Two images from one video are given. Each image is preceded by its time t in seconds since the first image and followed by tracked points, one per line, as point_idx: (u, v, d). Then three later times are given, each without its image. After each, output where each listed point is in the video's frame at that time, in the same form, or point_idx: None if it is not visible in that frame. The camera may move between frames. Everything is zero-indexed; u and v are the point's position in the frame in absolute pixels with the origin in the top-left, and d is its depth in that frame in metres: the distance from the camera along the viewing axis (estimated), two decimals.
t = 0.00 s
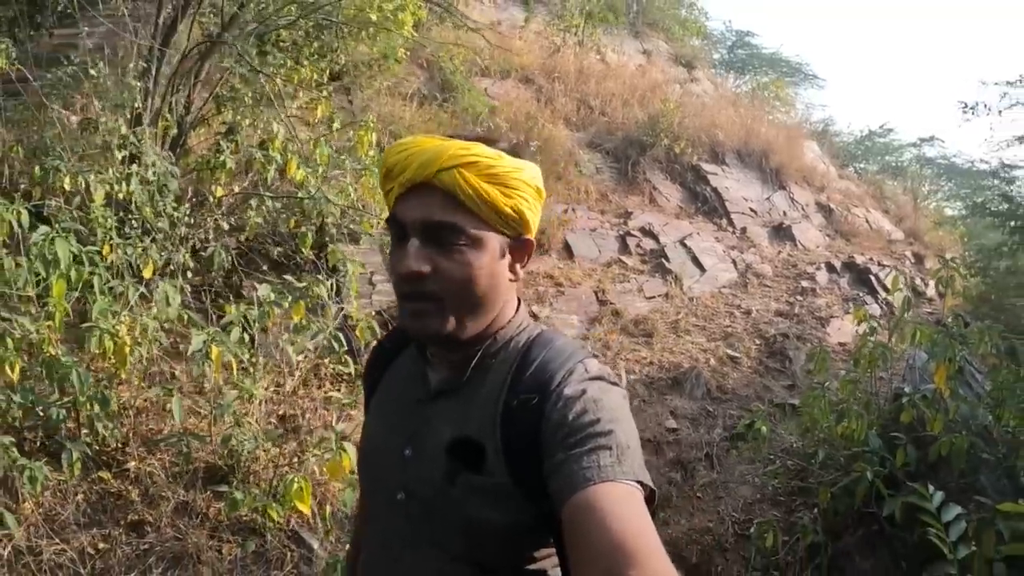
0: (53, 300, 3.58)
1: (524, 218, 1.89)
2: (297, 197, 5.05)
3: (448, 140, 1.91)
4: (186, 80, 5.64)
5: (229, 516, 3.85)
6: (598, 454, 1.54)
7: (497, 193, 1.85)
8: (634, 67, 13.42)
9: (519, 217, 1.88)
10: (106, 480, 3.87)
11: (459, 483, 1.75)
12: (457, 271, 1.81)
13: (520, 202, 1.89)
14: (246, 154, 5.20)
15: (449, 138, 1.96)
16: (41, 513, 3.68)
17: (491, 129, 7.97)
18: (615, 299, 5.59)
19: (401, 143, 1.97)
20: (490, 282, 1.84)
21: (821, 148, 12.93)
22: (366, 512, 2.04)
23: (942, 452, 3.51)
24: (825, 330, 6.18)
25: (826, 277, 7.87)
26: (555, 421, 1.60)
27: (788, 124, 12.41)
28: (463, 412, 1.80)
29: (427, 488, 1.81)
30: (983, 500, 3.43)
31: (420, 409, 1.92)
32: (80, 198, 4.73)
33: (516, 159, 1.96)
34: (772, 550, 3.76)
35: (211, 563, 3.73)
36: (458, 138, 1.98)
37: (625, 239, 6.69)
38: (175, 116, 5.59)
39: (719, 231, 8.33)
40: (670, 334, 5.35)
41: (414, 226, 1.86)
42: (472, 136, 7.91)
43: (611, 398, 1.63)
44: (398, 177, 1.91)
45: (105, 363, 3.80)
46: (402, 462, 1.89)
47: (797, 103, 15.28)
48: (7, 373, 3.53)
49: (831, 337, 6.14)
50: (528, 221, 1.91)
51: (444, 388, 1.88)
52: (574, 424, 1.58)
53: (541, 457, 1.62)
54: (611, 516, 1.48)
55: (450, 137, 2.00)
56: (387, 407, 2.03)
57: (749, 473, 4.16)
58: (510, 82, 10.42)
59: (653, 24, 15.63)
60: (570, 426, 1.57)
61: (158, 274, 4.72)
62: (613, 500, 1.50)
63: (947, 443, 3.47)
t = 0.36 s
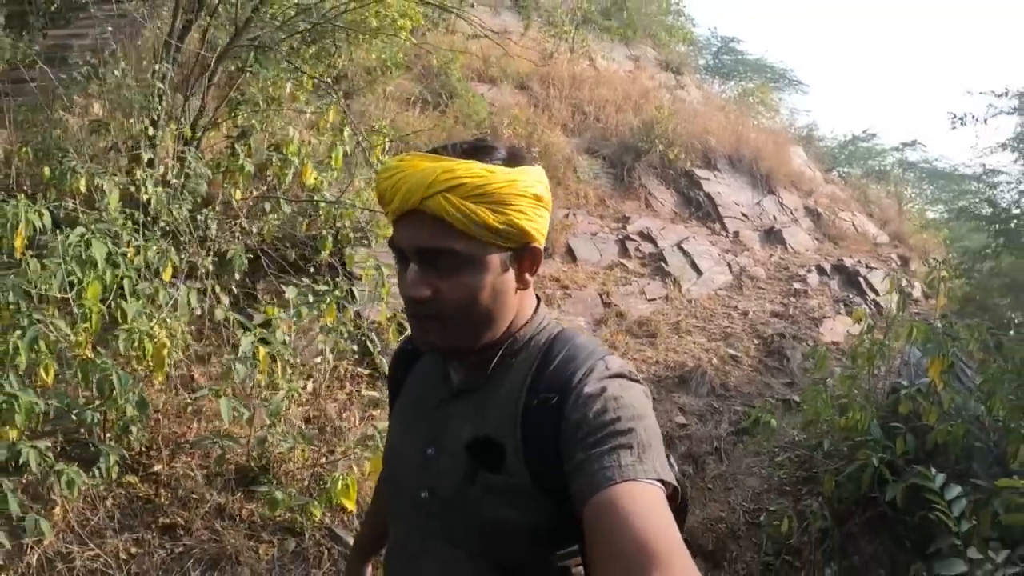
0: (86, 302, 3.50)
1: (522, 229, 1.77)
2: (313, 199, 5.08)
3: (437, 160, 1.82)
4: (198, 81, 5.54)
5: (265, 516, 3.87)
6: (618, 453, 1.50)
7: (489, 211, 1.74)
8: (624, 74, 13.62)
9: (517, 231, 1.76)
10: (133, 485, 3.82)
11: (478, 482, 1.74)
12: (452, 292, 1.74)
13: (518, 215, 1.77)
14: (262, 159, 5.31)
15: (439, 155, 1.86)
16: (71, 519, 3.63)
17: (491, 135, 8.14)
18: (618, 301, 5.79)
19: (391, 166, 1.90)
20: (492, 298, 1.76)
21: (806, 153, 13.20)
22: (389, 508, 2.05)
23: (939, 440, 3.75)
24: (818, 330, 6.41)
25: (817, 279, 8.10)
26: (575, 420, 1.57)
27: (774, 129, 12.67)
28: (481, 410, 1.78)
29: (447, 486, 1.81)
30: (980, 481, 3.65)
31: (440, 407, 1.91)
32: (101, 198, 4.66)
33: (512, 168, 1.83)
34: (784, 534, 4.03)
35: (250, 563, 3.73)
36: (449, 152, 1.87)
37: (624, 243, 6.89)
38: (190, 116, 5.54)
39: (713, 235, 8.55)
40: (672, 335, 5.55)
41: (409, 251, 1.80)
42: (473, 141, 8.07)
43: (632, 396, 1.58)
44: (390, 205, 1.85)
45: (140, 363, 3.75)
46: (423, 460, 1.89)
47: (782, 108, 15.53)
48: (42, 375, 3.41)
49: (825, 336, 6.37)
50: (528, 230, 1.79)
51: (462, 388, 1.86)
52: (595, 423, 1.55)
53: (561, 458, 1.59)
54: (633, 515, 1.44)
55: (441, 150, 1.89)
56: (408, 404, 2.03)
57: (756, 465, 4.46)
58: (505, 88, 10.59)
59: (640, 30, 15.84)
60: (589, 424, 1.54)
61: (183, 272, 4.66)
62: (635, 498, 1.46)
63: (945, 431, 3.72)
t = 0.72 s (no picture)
0: (127, 288, 3.56)
1: (580, 251, 1.89)
2: (328, 195, 5.18)
3: (497, 181, 1.95)
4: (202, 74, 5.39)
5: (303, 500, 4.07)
6: (664, 484, 1.61)
7: (547, 233, 1.87)
8: (610, 78, 13.85)
9: (574, 252, 1.88)
10: (161, 472, 3.94)
11: (521, 502, 1.83)
12: (511, 311, 1.88)
13: (575, 236, 1.89)
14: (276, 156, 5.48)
15: (499, 175, 1.98)
16: (103, 508, 3.73)
17: (488, 137, 8.33)
18: (617, 297, 6.03)
19: (452, 183, 2.02)
20: (548, 319, 1.89)
21: (788, 157, 13.50)
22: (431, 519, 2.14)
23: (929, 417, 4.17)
24: (807, 325, 6.67)
25: (804, 278, 8.38)
26: (623, 449, 1.67)
27: (757, 133, 12.95)
28: (528, 432, 1.88)
29: (490, 503, 1.90)
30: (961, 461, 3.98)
31: (488, 426, 2.02)
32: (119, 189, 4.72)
33: (569, 189, 1.94)
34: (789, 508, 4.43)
35: (287, 545, 3.90)
36: (509, 172, 1.99)
37: (620, 242, 7.14)
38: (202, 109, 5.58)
39: (703, 235, 8.82)
40: (671, 329, 5.80)
41: (469, 271, 1.94)
42: (470, 142, 8.26)
43: (678, 428, 1.69)
44: (451, 222, 1.98)
45: (176, 351, 3.82)
46: (468, 475, 1.99)
47: (763, 112, 15.82)
48: (82, 361, 3.43)
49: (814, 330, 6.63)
50: (586, 251, 1.91)
51: (512, 407, 1.97)
52: (642, 454, 1.65)
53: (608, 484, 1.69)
54: (676, 546, 1.55)
55: (501, 169, 2.01)
56: (457, 419, 2.13)
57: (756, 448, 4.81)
58: (497, 92, 10.77)
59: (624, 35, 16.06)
60: (637, 454, 1.64)
61: (205, 262, 4.63)
62: (678, 531, 1.57)
63: (935, 409, 4.16)
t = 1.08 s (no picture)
0: (174, 270, 3.74)
1: (603, 219, 1.78)
2: (343, 189, 5.42)
3: (524, 144, 1.83)
4: (226, 72, 5.70)
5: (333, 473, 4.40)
6: (675, 449, 1.50)
7: (574, 198, 1.75)
8: (604, 79, 14.11)
9: (600, 222, 1.78)
10: (196, 449, 4.24)
11: (525, 471, 1.69)
12: (533, 277, 1.75)
13: (600, 204, 1.78)
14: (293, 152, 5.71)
15: (526, 140, 1.86)
16: (145, 481, 4.04)
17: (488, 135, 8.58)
18: (617, 288, 6.31)
19: (473, 146, 1.89)
20: (565, 288, 1.76)
21: (778, 155, 13.79)
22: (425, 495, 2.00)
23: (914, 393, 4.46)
24: (798, 315, 6.95)
25: (794, 271, 8.66)
26: (633, 413, 1.55)
27: (748, 132, 13.24)
28: (535, 400, 1.76)
29: (491, 475, 1.76)
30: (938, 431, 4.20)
31: (491, 395, 1.89)
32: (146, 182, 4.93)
33: (596, 157, 1.84)
34: (785, 479, 4.84)
35: (322, 513, 4.24)
36: (535, 137, 1.87)
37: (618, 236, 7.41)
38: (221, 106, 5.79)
39: (696, 231, 9.10)
40: (669, 318, 6.08)
41: (489, 236, 1.80)
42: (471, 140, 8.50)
43: (689, 394, 1.58)
44: (472, 184, 1.84)
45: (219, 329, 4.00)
46: (469, 445, 1.86)
47: (754, 112, 16.10)
48: (132, 337, 3.69)
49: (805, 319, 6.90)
50: (607, 221, 1.80)
51: (518, 375, 1.85)
52: (651, 419, 1.54)
53: (618, 449, 1.58)
54: (683, 513, 1.44)
55: (528, 134, 1.89)
56: (456, 390, 2.00)
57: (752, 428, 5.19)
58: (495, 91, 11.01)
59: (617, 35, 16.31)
60: (647, 418, 1.53)
61: (232, 250, 4.91)
62: (688, 496, 1.46)
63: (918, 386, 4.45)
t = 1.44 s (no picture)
0: (212, 269, 3.93)
1: (582, 208, 1.91)
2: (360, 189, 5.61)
3: (500, 141, 1.97)
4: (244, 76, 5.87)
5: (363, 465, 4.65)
6: (677, 439, 1.61)
7: (552, 189, 1.89)
8: (600, 81, 14.28)
9: (579, 210, 1.91)
10: (227, 445, 4.37)
11: (534, 468, 1.83)
12: (519, 269, 1.88)
13: (579, 194, 1.91)
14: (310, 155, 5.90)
15: (502, 138, 2.01)
16: (185, 474, 4.21)
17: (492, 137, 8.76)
18: (621, 286, 6.51)
19: (455, 149, 2.05)
20: (552, 279, 1.90)
21: (772, 156, 14.00)
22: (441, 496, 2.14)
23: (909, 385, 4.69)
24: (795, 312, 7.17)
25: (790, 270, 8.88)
26: (634, 407, 1.67)
27: (743, 134, 13.45)
28: (540, 401, 1.90)
29: (501, 472, 1.90)
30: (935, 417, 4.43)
31: (498, 397, 2.02)
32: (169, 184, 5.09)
33: (571, 150, 1.98)
34: (788, 467, 5.01)
35: (357, 502, 4.51)
36: (511, 135, 2.01)
37: (620, 236, 7.60)
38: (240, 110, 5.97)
39: (695, 231, 9.30)
40: (672, 316, 6.29)
41: (475, 231, 1.95)
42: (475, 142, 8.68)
43: (688, 385, 1.70)
44: (455, 184, 1.99)
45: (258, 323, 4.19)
46: (479, 445, 1.99)
47: (747, 114, 16.31)
48: (174, 332, 3.86)
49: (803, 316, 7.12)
50: (587, 210, 1.93)
51: (523, 375, 1.99)
52: (653, 412, 1.65)
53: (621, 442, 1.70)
54: (691, 499, 1.55)
55: (504, 133, 2.04)
56: (465, 394, 2.14)
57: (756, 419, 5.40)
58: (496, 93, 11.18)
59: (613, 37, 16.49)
60: (647, 411, 1.65)
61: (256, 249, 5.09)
62: (694, 482, 1.56)
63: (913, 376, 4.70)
